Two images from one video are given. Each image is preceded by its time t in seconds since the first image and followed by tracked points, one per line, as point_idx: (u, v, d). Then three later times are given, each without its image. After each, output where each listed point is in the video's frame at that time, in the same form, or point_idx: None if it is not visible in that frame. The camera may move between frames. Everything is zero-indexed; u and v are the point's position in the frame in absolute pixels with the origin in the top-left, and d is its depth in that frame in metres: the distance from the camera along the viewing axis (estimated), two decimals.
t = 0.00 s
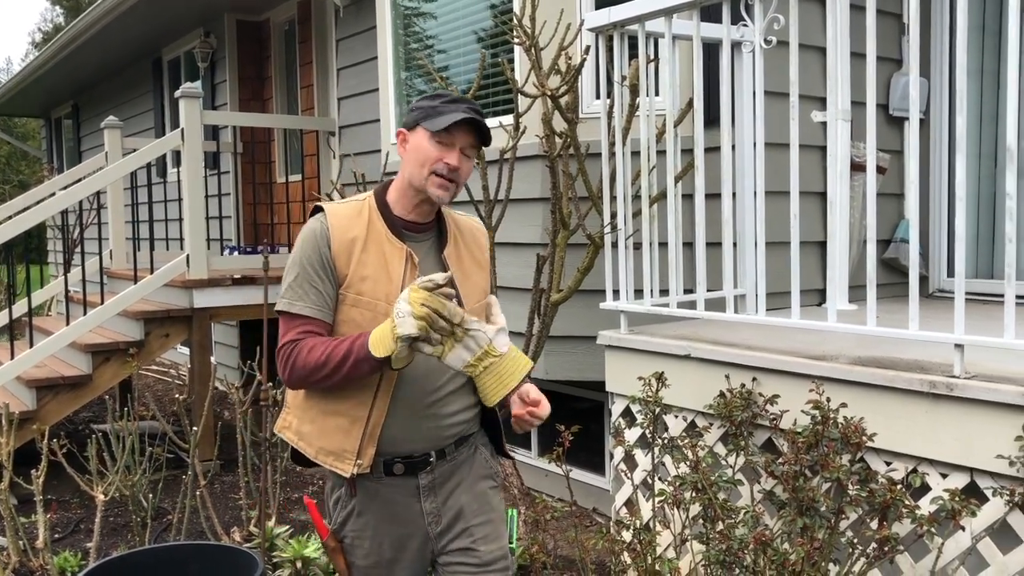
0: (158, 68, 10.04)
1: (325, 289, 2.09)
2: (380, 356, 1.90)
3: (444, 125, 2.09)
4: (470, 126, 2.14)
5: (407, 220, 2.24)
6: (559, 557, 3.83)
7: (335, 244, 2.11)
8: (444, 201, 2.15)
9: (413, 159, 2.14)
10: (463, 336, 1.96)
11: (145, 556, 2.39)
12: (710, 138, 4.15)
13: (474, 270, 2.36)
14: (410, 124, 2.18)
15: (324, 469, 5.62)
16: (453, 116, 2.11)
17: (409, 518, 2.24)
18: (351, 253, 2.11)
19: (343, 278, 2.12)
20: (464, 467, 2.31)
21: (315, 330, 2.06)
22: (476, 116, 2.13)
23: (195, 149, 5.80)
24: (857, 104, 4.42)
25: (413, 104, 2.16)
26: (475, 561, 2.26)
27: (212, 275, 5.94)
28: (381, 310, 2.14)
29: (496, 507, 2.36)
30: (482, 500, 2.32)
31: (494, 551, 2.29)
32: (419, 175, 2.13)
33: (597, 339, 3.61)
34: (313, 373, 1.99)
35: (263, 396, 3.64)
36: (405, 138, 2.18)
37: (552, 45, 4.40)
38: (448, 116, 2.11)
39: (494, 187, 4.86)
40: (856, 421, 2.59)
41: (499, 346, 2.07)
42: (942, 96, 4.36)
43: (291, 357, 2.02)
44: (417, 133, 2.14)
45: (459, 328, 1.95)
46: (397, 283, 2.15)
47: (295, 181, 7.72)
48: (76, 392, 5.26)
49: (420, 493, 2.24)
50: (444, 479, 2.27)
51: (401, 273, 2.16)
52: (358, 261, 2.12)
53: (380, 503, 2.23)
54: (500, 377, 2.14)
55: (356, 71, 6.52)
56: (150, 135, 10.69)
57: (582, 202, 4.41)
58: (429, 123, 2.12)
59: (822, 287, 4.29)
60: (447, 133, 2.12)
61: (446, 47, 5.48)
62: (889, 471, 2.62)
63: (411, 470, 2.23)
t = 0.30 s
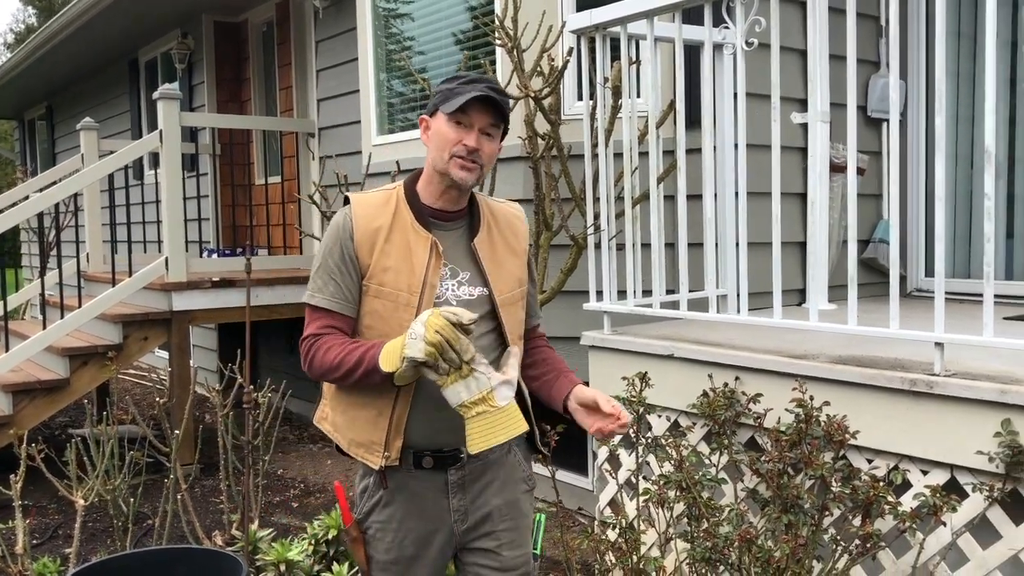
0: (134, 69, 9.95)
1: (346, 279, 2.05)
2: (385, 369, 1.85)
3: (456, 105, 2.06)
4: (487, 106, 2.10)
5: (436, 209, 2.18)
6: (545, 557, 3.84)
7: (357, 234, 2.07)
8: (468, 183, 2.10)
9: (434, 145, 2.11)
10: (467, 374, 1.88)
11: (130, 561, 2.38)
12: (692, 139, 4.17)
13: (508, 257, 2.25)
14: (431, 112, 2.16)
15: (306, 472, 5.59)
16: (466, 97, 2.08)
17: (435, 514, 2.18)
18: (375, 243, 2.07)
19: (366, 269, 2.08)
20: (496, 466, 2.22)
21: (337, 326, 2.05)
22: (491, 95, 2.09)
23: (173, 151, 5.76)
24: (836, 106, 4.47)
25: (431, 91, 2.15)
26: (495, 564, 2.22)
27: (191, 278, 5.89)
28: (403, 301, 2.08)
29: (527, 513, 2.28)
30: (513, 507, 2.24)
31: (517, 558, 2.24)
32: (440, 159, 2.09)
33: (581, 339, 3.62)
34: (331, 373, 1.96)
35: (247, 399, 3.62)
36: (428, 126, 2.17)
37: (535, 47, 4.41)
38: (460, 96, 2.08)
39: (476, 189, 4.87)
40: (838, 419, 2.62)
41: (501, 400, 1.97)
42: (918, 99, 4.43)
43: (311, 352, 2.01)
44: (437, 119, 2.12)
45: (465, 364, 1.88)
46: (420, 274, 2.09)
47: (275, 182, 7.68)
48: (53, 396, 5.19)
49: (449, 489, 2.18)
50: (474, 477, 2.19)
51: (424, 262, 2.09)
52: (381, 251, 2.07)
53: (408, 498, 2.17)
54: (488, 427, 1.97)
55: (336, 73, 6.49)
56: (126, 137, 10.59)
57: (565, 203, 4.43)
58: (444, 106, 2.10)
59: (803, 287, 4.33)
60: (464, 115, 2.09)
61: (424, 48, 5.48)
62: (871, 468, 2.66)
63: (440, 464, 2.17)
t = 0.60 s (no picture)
0: (111, 71, 9.87)
1: (358, 283, 2.02)
2: (392, 400, 1.85)
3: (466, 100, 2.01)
4: (500, 101, 2.03)
5: (453, 211, 2.11)
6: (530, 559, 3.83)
7: (369, 238, 2.03)
8: (484, 179, 2.01)
9: (447, 143, 2.04)
10: (472, 421, 1.93)
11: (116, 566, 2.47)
12: (673, 142, 4.20)
13: (526, 260, 2.13)
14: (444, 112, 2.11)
15: (287, 477, 5.55)
16: (477, 92, 2.01)
17: (443, 517, 2.09)
18: (388, 246, 2.03)
19: (378, 272, 2.04)
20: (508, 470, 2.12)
21: (349, 331, 2.03)
22: (504, 89, 2.02)
23: (151, 154, 5.70)
24: (815, 109, 4.52)
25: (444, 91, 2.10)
26: (497, 572, 2.14)
27: (169, 282, 5.84)
28: (413, 307, 2.03)
29: (536, 522, 2.19)
30: (522, 514, 2.15)
31: (520, 567, 2.16)
32: (454, 157, 2.02)
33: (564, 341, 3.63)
34: (340, 385, 1.95)
35: (228, 402, 3.59)
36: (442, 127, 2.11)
37: (516, 49, 4.42)
38: (470, 92, 2.02)
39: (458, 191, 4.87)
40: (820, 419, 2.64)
41: (501, 450, 2.02)
42: (895, 102, 4.48)
43: (323, 357, 2.00)
44: (449, 119, 2.06)
45: (472, 412, 1.91)
46: (430, 278, 2.02)
47: (254, 185, 7.63)
48: (29, 402, 5.12)
49: (456, 491, 2.09)
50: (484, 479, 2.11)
51: (436, 267, 2.02)
52: (395, 255, 2.03)
53: (416, 495, 2.09)
54: (487, 474, 2.02)
55: (315, 75, 6.47)
56: (103, 139, 10.49)
57: (547, 205, 4.44)
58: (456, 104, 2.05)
59: (783, 288, 4.37)
60: (476, 111, 2.03)
61: (402, 51, 5.48)
62: (852, 467, 2.69)
63: (450, 464, 2.08)
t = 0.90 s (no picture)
0: (91, 72, 9.79)
1: (374, 273, 2.01)
2: (398, 402, 1.83)
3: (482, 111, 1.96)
4: (518, 110, 1.96)
5: (479, 218, 2.07)
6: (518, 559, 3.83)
7: (392, 230, 2.02)
8: (503, 192, 1.96)
9: (471, 155, 2.01)
10: (476, 431, 1.90)
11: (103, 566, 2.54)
12: (658, 142, 4.21)
13: (544, 274, 2.09)
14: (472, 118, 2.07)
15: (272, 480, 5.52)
16: (493, 101, 1.96)
17: (434, 516, 2.08)
18: (409, 241, 2.02)
19: (396, 266, 2.03)
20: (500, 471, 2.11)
21: (360, 320, 2.02)
22: (522, 98, 1.95)
23: (134, 155, 5.66)
24: (799, 110, 4.54)
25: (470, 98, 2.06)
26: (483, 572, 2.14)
27: (152, 283, 5.80)
28: (424, 306, 2.01)
29: (525, 525, 2.19)
30: (512, 517, 2.14)
31: (507, 569, 2.16)
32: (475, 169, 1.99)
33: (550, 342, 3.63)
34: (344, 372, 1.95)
35: (213, 404, 3.56)
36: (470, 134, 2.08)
37: (501, 50, 4.41)
38: (486, 102, 1.96)
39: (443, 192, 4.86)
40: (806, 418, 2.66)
41: (503, 461, 1.99)
42: (878, 103, 4.52)
43: (330, 341, 1.99)
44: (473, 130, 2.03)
45: (476, 423, 1.89)
46: (445, 280, 2.00)
47: (237, 187, 7.59)
48: (10, 406, 5.06)
49: (447, 489, 2.08)
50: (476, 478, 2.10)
51: (451, 271, 2.00)
52: (414, 251, 2.02)
53: (408, 491, 2.08)
54: (487, 483, 1.99)
55: (299, 76, 6.43)
56: (83, 140, 10.40)
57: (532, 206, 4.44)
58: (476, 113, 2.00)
59: (767, 289, 4.39)
60: (495, 121, 1.98)
61: (385, 53, 5.46)
62: (838, 466, 2.71)
63: (442, 462, 2.07)
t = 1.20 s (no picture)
0: (79, 71, 9.73)
1: (387, 268, 2.01)
2: (399, 402, 1.83)
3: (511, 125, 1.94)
4: (547, 126, 1.95)
5: (499, 227, 2.06)
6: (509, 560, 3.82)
7: (409, 227, 2.02)
8: (526, 206, 1.95)
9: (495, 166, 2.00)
10: (473, 439, 1.89)
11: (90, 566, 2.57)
12: (649, 143, 4.22)
13: (555, 286, 2.08)
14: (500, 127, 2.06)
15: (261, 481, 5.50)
16: (523, 116, 1.94)
17: (427, 513, 2.08)
18: (424, 241, 2.02)
19: (409, 264, 2.03)
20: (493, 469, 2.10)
21: (369, 313, 2.02)
22: (551, 114, 1.93)
23: (121, 154, 5.62)
24: (788, 110, 4.56)
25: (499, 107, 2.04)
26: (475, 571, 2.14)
27: (141, 283, 5.77)
28: (433, 307, 2.01)
29: (518, 525, 2.20)
30: (505, 520, 2.13)
31: (499, 569, 2.15)
32: (499, 181, 1.98)
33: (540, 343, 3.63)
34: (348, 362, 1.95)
35: (202, 405, 3.55)
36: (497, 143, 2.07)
37: (492, 50, 4.41)
38: (516, 115, 1.95)
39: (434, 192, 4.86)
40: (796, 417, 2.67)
41: (496, 472, 1.97)
42: (867, 104, 4.54)
43: (337, 331, 1.99)
44: (499, 141, 2.01)
45: (474, 431, 1.88)
46: (456, 284, 2.00)
47: (226, 187, 7.56)
48: None
49: (440, 487, 2.07)
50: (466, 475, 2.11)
51: (463, 276, 2.00)
52: (428, 251, 2.02)
53: (401, 488, 2.08)
54: (479, 490, 2.00)
55: (289, 76, 6.41)
56: (71, 140, 10.35)
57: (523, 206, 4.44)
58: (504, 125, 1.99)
59: (757, 289, 4.40)
60: (522, 135, 1.96)
61: (375, 53, 5.45)
62: (827, 465, 2.71)
63: (435, 460, 2.06)
